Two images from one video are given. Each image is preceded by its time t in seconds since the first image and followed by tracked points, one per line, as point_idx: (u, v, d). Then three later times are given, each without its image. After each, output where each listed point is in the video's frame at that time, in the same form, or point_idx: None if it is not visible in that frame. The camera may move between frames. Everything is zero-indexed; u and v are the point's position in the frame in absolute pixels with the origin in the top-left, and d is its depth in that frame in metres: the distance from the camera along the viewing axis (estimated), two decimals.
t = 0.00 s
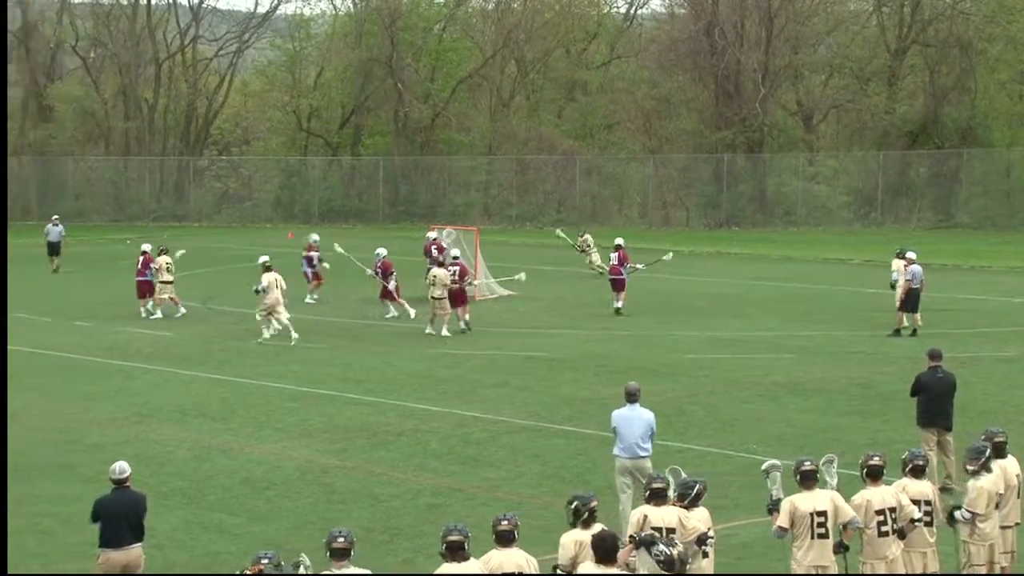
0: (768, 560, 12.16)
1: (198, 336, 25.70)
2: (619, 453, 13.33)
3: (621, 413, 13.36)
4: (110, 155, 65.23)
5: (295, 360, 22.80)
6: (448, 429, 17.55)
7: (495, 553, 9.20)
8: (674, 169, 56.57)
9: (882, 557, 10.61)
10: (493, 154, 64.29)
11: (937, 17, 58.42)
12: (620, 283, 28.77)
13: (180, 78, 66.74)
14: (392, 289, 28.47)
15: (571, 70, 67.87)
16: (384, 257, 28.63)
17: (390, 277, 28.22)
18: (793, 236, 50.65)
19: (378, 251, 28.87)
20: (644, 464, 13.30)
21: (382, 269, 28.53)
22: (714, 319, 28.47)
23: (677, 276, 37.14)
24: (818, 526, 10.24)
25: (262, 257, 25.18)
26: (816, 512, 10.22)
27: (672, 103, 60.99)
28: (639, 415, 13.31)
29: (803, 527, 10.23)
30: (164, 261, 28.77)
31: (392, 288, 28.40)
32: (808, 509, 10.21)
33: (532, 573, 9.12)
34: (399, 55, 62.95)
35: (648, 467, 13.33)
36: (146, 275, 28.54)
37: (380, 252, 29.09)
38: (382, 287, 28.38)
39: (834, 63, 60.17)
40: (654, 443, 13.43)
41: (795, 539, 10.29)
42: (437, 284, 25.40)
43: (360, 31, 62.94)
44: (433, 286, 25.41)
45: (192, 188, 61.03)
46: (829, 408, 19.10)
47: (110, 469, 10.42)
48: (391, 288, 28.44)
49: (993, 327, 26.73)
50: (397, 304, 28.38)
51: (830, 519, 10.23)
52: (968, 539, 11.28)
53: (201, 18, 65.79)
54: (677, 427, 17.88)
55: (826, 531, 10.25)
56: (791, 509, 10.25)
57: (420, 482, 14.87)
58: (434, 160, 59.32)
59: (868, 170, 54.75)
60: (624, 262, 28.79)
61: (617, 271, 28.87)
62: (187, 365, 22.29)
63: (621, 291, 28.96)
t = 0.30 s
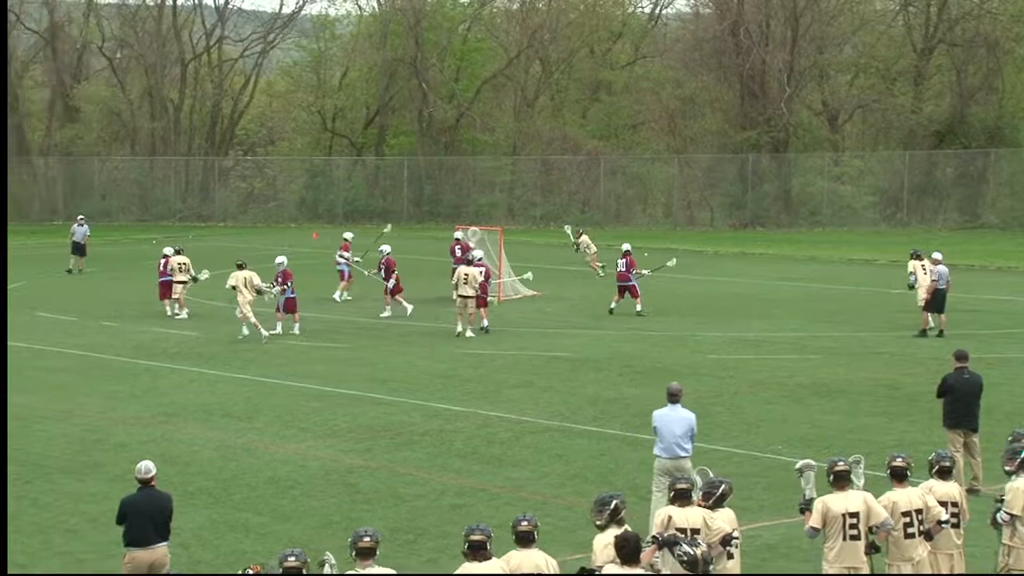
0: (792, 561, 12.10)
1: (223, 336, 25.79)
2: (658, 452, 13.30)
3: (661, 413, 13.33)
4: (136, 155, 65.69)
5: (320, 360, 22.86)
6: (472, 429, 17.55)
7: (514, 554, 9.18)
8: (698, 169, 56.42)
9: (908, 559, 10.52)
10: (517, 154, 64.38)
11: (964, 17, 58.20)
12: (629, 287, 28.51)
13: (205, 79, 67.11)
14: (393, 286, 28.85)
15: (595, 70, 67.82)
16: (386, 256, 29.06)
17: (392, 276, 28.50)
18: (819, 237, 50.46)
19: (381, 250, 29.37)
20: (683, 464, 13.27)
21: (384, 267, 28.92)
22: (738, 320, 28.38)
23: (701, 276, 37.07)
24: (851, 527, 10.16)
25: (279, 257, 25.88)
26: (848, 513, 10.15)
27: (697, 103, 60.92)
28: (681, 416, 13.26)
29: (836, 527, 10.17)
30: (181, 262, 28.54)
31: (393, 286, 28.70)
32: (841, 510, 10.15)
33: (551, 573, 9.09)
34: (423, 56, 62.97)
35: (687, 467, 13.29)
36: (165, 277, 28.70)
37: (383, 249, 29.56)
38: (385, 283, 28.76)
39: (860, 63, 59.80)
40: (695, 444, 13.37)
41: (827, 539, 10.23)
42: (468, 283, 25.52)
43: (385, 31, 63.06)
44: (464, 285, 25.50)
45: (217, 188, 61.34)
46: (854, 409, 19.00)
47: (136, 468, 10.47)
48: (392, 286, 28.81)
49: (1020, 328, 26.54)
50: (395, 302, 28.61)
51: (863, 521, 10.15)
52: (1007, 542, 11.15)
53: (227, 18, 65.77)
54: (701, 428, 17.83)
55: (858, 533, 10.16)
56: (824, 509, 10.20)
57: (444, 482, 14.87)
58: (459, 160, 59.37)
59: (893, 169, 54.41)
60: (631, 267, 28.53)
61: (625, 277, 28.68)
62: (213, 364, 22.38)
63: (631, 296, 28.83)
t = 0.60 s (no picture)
0: (830, 563, 11.99)
1: (260, 335, 25.89)
2: (709, 448, 13.86)
3: (714, 409, 13.87)
4: (174, 155, 66.29)
5: (355, 359, 22.90)
6: (508, 429, 17.53)
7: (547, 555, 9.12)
8: (735, 169, 56.39)
9: (948, 562, 10.40)
10: (552, 154, 64.37)
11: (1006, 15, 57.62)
12: (643, 279, 28.92)
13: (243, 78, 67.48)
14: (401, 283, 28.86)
15: (631, 69, 67.64)
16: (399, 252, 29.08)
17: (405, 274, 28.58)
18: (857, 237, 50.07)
19: (392, 246, 29.39)
20: (734, 460, 13.81)
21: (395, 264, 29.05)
22: (776, 320, 28.18)
23: (737, 276, 36.88)
24: (893, 529, 10.07)
25: (301, 256, 25.86)
26: (891, 515, 10.06)
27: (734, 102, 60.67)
28: (733, 413, 13.79)
29: (878, 529, 10.07)
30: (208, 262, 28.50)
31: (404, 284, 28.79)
32: (883, 512, 10.06)
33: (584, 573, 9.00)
34: (460, 56, 62.89)
35: (738, 463, 13.81)
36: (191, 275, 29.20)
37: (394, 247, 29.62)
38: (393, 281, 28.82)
39: (899, 62, 59.41)
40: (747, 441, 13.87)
41: (869, 541, 10.13)
42: (503, 284, 25.45)
43: (421, 31, 63.13)
44: (500, 287, 25.42)
45: (255, 188, 61.63)
46: (892, 410, 18.82)
47: (174, 466, 10.52)
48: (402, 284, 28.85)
49: None
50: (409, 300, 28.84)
51: (906, 523, 10.05)
52: None
53: (265, 19, 65.85)
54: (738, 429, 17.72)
55: (901, 535, 10.07)
56: (867, 510, 10.09)
57: (480, 482, 14.86)
58: (494, 160, 59.34)
59: (932, 169, 53.94)
60: (646, 259, 29.05)
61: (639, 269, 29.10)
62: (250, 363, 22.49)
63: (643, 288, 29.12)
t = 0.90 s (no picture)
0: (883, 565, 11.85)
1: (310, 334, 26.02)
2: (764, 448, 13.77)
3: (769, 409, 13.75)
4: (224, 155, 66.91)
5: (404, 358, 22.95)
6: (557, 429, 17.49)
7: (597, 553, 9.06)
8: (785, 169, 56.05)
9: (1002, 565, 10.22)
10: (601, 153, 64.29)
11: None
12: (671, 287, 28.56)
13: (293, 78, 67.86)
14: (427, 279, 29.32)
15: (680, 69, 67.38)
16: (425, 250, 29.52)
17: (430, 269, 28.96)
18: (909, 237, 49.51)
19: (419, 244, 29.75)
20: (788, 460, 13.68)
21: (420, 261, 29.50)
22: (827, 321, 27.93)
23: (787, 276, 36.59)
24: (950, 532, 9.92)
25: (333, 256, 25.97)
26: (947, 517, 9.91)
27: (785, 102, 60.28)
28: (788, 412, 13.65)
29: (935, 532, 9.92)
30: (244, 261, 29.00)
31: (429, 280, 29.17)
32: (939, 514, 9.91)
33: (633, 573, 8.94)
34: (508, 56, 62.95)
35: (792, 463, 13.69)
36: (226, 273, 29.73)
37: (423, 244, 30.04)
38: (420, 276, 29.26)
39: (952, 60, 58.13)
40: (801, 440, 13.74)
41: (926, 544, 9.98)
42: (552, 285, 25.32)
43: (470, 31, 63.37)
44: (549, 287, 25.28)
45: (305, 187, 61.92)
46: (945, 411, 18.57)
47: (225, 465, 10.61)
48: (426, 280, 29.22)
49: None
50: (428, 298, 29.14)
51: (962, 525, 9.91)
52: None
53: (315, 19, 66.13)
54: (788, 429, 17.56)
55: (957, 537, 9.92)
56: (922, 514, 9.95)
57: (529, 482, 14.83)
58: (543, 159, 59.30)
59: (986, 168, 53.30)
60: (675, 267, 28.59)
61: (668, 276, 28.70)
62: (299, 362, 22.60)
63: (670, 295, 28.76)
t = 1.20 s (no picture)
0: (927, 568, 11.72)
1: (350, 335, 26.12)
2: (805, 449, 13.66)
3: (810, 410, 13.63)
4: (267, 156, 67.46)
5: (444, 359, 22.99)
6: (597, 430, 17.46)
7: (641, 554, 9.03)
8: (828, 169, 55.62)
9: None
10: (643, 154, 64.18)
11: None
12: (685, 278, 28.78)
13: (335, 80, 68.29)
14: (441, 284, 29.30)
15: (722, 69, 67.06)
16: (439, 254, 29.57)
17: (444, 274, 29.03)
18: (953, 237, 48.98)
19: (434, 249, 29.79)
20: (830, 461, 13.56)
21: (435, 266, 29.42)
22: (869, 321, 27.71)
23: (830, 277, 36.30)
24: (996, 535, 9.81)
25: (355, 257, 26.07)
26: (993, 521, 9.78)
27: (827, 102, 59.87)
28: (829, 413, 13.55)
29: (980, 536, 9.80)
30: (273, 263, 28.83)
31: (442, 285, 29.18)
32: (986, 518, 9.77)
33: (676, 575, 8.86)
34: (549, 57, 63.06)
35: (834, 464, 13.57)
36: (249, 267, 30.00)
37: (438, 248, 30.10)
38: (435, 283, 29.19)
39: (998, 60, 56.72)
40: (843, 440, 13.62)
41: (971, 548, 9.86)
42: (596, 287, 24.71)
43: (512, 32, 63.59)
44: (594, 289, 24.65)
45: (346, 187, 62.15)
46: (990, 414, 18.35)
47: (267, 465, 10.64)
48: (440, 285, 29.21)
49: None
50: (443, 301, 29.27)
51: (1008, 528, 9.79)
52: None
53: (357, 20, 66.50)
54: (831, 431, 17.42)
55: (1003, 540, 9.80)
56: (968, 517, 9.82)
57: (569, 482, 14.81)
58: (584, 160, 59.27)
59: None
60: (692, 258, 28.80)
61: (684, 268, 28.87)
62: (340, 362, 22.70)
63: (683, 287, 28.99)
